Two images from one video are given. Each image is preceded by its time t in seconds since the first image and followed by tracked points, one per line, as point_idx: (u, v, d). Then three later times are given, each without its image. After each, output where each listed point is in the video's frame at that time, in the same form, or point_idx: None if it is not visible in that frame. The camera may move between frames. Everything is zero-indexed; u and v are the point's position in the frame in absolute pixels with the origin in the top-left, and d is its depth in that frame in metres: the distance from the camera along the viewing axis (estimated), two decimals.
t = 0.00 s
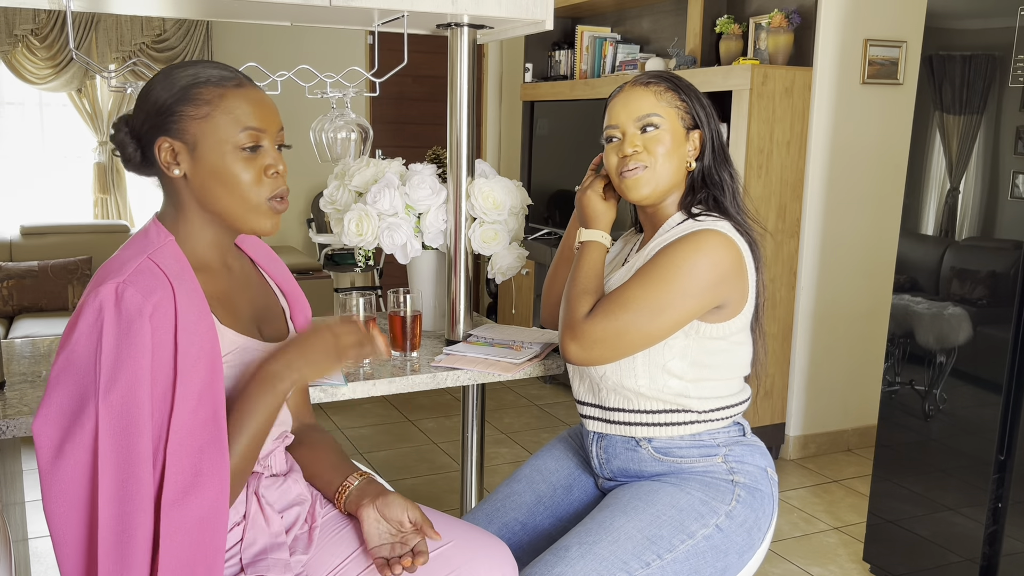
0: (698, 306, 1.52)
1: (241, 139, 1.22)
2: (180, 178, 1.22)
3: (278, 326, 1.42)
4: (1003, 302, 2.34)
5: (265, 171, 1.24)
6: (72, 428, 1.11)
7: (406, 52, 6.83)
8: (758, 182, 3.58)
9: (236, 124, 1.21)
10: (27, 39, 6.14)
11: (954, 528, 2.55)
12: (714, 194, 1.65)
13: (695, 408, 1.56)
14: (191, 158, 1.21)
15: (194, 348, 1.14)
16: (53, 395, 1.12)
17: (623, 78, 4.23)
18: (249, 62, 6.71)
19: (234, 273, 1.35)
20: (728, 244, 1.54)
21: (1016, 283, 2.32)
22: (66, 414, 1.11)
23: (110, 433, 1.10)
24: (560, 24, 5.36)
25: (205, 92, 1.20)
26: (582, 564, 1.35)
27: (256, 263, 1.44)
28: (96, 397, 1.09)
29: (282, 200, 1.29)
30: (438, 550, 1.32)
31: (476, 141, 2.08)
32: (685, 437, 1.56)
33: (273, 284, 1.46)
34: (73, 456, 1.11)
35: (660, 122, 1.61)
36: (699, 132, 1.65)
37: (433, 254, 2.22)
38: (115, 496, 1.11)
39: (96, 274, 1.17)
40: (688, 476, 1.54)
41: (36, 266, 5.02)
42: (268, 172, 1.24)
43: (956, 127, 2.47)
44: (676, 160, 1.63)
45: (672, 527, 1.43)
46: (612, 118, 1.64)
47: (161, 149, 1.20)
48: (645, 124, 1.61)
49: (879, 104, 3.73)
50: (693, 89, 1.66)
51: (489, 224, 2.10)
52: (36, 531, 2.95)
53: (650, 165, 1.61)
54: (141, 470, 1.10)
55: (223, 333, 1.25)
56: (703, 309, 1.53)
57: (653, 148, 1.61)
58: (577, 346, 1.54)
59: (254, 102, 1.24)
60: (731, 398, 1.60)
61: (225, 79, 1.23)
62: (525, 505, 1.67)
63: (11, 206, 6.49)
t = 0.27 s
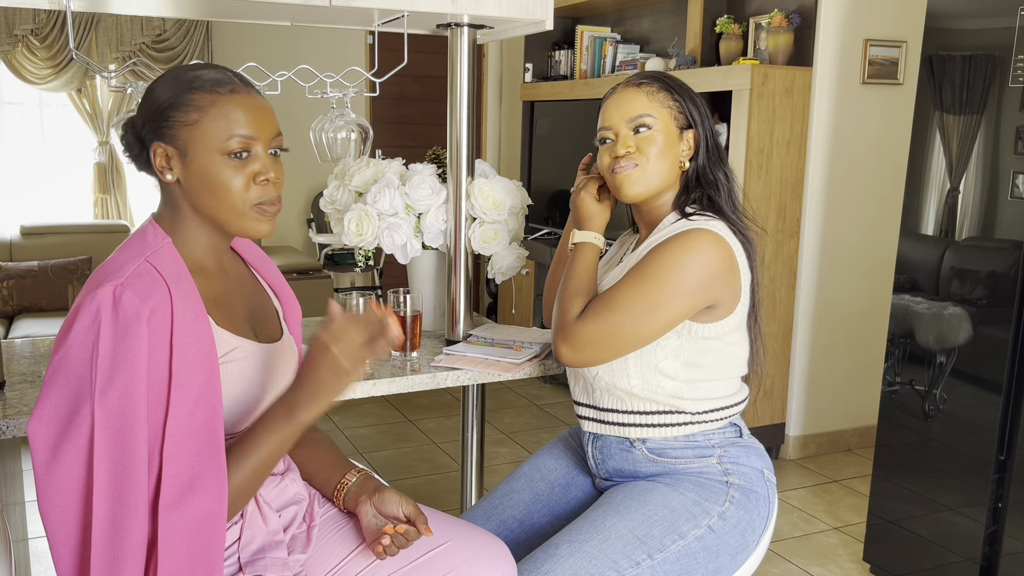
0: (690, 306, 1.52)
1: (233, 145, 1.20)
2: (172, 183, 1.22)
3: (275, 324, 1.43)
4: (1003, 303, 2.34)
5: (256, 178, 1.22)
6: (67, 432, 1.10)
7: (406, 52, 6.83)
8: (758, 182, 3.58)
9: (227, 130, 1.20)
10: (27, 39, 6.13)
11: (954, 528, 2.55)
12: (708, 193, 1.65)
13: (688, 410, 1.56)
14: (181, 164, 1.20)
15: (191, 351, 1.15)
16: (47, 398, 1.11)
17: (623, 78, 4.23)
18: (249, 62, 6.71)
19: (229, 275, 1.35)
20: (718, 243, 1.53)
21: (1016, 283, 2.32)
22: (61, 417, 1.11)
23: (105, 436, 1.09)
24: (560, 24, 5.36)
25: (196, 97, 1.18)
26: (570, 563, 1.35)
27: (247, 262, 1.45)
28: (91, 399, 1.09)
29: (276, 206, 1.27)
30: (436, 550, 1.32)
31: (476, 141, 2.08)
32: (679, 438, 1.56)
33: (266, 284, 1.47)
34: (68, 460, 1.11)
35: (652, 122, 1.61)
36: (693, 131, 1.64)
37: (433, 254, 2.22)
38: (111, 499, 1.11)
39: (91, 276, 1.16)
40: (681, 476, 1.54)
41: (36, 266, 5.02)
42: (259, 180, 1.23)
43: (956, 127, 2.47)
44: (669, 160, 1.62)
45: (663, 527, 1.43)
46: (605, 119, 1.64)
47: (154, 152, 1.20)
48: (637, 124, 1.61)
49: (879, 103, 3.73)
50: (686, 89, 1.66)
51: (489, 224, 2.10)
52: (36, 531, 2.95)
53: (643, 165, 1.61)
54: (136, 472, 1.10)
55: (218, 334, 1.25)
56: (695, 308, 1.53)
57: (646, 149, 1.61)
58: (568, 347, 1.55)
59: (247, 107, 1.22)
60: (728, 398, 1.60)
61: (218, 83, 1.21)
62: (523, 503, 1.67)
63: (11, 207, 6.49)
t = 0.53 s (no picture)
0: (689, 307, 1.52)
1: (245, 143, 1.25)
2: (183, 183, 1.23)
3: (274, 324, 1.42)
4: (1003, 303, 2.34)
5: (268, 173, 1.27)
6: (66, 436, 1.12)
7: (406, 52, 6.83)
8: (758, 182, 3.58)
9: (240, 127, 1.24)
10: (27, 39, 6.13)
11: (954, 528, 2.55)
12: (706, 192, 1.64)
13: (688, 410, 1.56)
14: (195, 162, 1.22)
15: (181, 350, 1.15)
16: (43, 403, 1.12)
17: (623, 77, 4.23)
18: (249, 62, 6.71)
19: (225, 276, 1.36)
20: (716, 243, 1.53)
21: (1016, 283, 2.32)
22: (58, 421, 1.12)
23: (100, 438, 1.10)
24: (561, 24, 5.36)
25: (210, 95, 1.22)
26: (569, 563, 1.35)
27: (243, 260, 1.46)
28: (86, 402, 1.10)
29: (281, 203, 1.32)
30: (438, 549, 1.32)
31: (475, 141, 2.08)
32: (679, 438, 1.56)
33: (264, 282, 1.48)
34: (66, 462, 1.12)
35: (648, 122, 1.61)
36: (689, 131, 1.64)
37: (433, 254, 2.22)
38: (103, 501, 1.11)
39: (83, 278, 1.17)
40: (681, 477, 1.54)
41: (36, 266, 5.02)
42: (269, 175, 1.28)
43: (956, 127, 2.47)
44: (665, 160, 1.62)
45: (663, 527, 1.43)
46: (601, 120, 1.64)
47: (165, 153, 1.21)
48: (633, 125, 1.61)
49: (878, 103, 3.73)
50: (681, 89, 1.66)
51: (489, 224, 2.10)
52: (36, 531, 2.95)
53: (639, 166, 1.61)
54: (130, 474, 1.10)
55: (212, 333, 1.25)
56: (693, 309, 1.53)
57: (642, 149, 1.61)
58: (568, 349, 1.54)
59: (252, 107, 1.27)
60: (727, 397, 1.60)
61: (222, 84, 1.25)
62: (522, 503, 1.67)
63: (11, 207, 6.50)
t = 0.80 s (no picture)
0: (688, 307, 1.52)
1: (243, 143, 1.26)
2: (175, 173, 1.24)
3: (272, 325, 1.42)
4: (1003, 303, 2.34)
5: (263, 176, 1.28)
6: (58, 439, 1.13)
7: (406, 52, 6.83)
8: (758, 182, 3.58)
9: (239, 125, 1.25)
10: (27, 39, 6.14)
11: (954, 528, 2.55)
12: (705, 193, 1.64)
13: (687, 410, 1.56)
14: (190, 154, 1.23)
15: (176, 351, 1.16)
16: (36, 406, 1.14)
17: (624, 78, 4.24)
18: (249, 62, 6.71)
19: (218, 279, 1.37)
20: (716, 244, 1.53)
21: (1016, 283, 2.32)
22: (51, 425, 1.13)
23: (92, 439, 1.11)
24: (561, 24, 5.36)
25: (213, 92, 1.24)
26: (569, 563, 1.35)
27: (245, 259, 1.49)
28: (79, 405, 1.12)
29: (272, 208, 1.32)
30: (437, 550, 1.32)
31: (475, 141, 2.08)
32: (679, 438, 1.56)
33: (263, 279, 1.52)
34: (60, 464, 1.13)
35: (647, 123, 1.61)
36: (689, 132, 1.64)
37: (433, 254, 2.22)
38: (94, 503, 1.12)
39: (77, 283, 1.18)
40: (681, 477, 1.54)
41: (36, 266, 5.03)
42: (263, 179, 1.28)
43: (956, 127, 2.47)
44: (665, 161, 1.62)
45: (662, 527, 1.43)
46: (600, 120, 1.64)
47: (161, 141, 1.22)
48: (632, 125, 1.61)
49: (878, 103, 3.73)
50: (681, 89, 1.66)
51: (489, 224, 2.10)
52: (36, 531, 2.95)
53: (639, 166, 1.61)
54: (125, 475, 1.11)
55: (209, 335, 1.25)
56: (692, 309, 1.53)
57: (641, 149, 1.61)
58: (567, 349, 1.55)
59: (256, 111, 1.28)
60: (727, 397, 1.60)
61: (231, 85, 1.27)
62: (522, 503, 1.67)
63: (11, 207, 6.50)
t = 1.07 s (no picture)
0: (687, 306, 1.52)
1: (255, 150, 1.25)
2: (184, 177, 1.23)
3: (271, 326, 1.42)
4: (1003, 303, 2.34)
5: (271, 183, 1.27)
6: (56, 439, 1.14)
7: (406, 52, 6.83)
8: (758, 182, 3.58)
9: (251, 133, 1.25)
10: (27, 39, 6.13)
11: (954, 528, 2.55)
12: (706, 193, 1.64)
13: (687, 410, 1.56)
14: (201, 159, 1.22)
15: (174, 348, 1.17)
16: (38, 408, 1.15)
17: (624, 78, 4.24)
18: (249, 62, 6.70)
19: (221, 279, 1.36)
20: (715, 243, 1.53)
21: (1016, 283, 2.32)
22: (52, 426, 1.13)
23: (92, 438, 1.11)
24: (561, 24, 5.36)
25: (227, 98, 1.23)
26: (570, 563, 1.35)
27: (245, 261, 1.49)
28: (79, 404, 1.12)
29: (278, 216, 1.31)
30: (437, 550, 1.31)
31: (476, 141, 2.08)
32: (679, 438, 1.56)
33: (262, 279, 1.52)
34: (60, 463, 1.14)
35: (648, 122, 1.61)
36: (690, 132, 1.64)
37: (433, 254, 2.21)
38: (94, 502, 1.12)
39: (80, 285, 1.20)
40: (681, 476, 1.53)
41: (36, 266, 5.02)
42: (271, 186, 1.27)
43: (956, 127, 2.47)
44: (666, 160, 1.62)
45: (662, 527, 1.43)
46: (602, 120, 1.64)
47: (173, 145, 1.21)
48: (633, 125, 1.61)
49: (878, 103, 3.73)
50: (681, 90, 1.66)
51: (489, 224, 2.10)
52: (36, 531, 2.94)
53: (640, 166, 1.61)
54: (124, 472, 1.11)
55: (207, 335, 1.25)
56: (691, 308, 1.52)
57: (641, 149, 1.61)
58: (566, 347, 1.55)
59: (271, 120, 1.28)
60: (727, 397, 1.60)
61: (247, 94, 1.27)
62: (522, 503, 1.67)
63: (11, 206, 6.49)
